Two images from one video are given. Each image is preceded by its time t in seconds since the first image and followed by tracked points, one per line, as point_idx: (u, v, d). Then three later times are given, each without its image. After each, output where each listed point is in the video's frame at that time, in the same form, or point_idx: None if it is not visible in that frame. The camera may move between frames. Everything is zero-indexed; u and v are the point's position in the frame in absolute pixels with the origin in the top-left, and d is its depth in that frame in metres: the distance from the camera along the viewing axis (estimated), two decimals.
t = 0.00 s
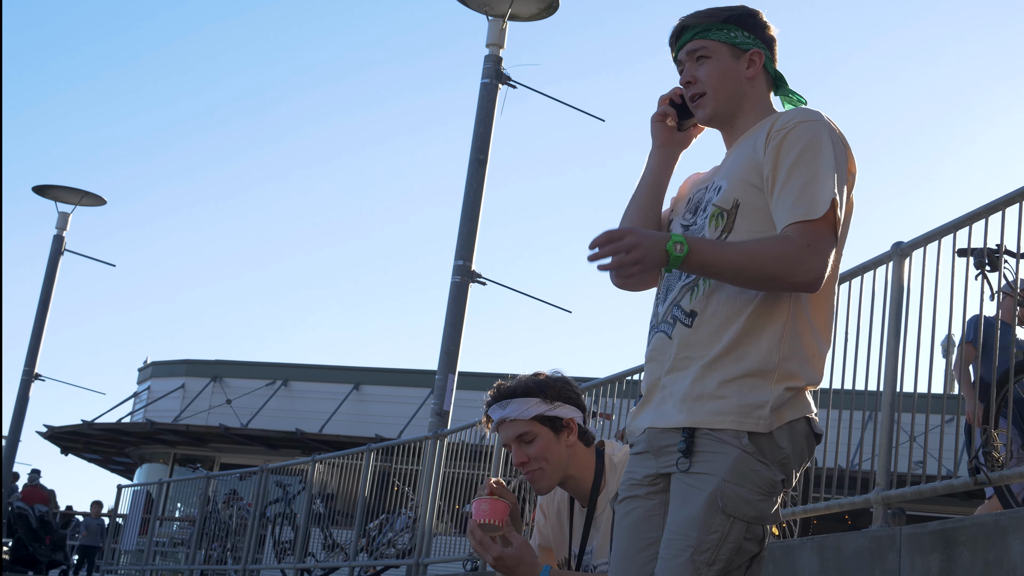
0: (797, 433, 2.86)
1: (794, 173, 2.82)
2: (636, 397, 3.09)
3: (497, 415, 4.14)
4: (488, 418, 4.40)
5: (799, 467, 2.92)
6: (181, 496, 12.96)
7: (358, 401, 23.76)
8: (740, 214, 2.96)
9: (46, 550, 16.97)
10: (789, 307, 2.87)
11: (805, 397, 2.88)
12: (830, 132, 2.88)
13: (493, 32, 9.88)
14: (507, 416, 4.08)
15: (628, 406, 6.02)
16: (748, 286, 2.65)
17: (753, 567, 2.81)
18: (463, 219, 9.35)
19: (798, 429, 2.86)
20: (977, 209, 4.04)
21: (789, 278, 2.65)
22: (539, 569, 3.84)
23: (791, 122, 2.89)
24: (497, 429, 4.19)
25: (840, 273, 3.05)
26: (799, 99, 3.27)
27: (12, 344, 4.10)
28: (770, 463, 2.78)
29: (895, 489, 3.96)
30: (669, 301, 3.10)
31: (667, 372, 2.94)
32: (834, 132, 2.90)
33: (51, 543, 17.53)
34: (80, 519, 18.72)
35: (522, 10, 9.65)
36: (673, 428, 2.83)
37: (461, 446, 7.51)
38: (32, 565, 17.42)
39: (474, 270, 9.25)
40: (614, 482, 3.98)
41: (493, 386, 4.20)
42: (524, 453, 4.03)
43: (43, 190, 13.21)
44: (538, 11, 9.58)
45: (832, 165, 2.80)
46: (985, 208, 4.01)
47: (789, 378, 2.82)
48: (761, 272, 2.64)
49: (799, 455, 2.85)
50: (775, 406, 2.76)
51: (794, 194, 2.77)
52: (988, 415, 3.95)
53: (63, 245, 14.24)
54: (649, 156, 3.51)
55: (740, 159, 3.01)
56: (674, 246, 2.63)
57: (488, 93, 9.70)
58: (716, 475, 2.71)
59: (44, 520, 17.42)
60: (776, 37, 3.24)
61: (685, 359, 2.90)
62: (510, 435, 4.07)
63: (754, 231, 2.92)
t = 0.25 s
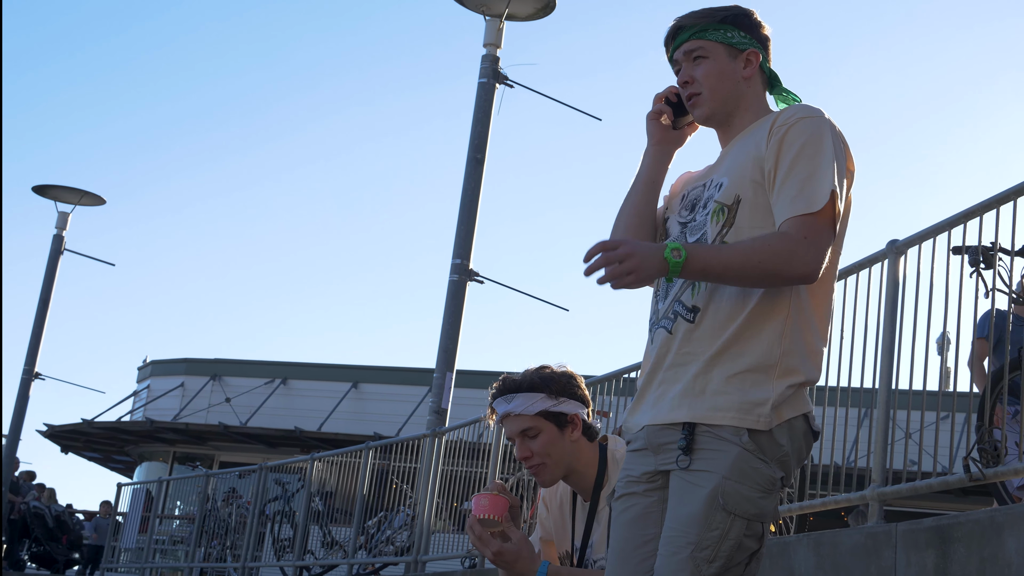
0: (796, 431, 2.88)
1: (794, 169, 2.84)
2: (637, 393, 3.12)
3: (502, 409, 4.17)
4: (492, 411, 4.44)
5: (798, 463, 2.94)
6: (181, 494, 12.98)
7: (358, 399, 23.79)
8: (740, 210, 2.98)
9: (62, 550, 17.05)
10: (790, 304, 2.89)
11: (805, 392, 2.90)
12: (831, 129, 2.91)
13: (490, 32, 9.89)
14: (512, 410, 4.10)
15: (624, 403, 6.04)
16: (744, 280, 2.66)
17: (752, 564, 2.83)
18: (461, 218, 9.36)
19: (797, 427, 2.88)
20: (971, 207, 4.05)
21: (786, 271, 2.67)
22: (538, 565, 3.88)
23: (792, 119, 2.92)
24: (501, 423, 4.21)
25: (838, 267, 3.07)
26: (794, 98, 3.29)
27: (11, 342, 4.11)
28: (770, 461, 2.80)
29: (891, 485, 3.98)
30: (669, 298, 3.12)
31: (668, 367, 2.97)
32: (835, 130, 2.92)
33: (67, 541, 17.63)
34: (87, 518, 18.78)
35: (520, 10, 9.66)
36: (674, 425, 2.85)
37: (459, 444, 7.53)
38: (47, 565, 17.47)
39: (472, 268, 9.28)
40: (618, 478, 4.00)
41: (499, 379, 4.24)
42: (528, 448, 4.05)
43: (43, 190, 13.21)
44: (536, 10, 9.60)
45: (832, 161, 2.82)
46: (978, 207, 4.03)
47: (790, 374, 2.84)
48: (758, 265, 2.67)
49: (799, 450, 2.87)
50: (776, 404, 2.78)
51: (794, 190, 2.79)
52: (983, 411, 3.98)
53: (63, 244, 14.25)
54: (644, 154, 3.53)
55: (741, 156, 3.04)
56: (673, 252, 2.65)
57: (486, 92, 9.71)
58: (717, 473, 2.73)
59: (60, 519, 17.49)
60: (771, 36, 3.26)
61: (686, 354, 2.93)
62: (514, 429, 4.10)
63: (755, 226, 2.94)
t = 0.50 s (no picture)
0: (796, 429, 2.88)
1: (794, 167, 2.85)
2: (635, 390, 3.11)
3: (506, 404, 4.17)
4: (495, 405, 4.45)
5: (797, 461, 2.95)
6: (180, 493, 12.98)
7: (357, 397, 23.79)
8: (740, 207, 2.97)
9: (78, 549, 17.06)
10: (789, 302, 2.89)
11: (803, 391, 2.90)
12: (832, 130, 2.91)
13: (488, 30, 9.89)
14: (516, 406, 4.10)
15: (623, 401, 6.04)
16: (767, 316, 2.59)
17: (751, 563, 2.82)
18: (460, 216, 9.36)
19: (797, 425, 2.89)
20: (971, 205, 4.05)
21: (796, 281, 2.64)
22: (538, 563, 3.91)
23: (792, 117, 2.93)
24: (505, 418, 4.22)
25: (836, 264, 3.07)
26: (793, 98, 3.29)
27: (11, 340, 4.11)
28: (769, 459, 2.80)
29: (889, 483, 3.98)
30: (668, 295, 3.12)
31: (668, 365, 2.97)
32: (835, 130, 2.93)
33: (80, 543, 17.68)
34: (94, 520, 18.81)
35: (518, 8, 9.66)
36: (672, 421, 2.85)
37: (458, 442, 7.53)
38: (58, 564, 17.48)
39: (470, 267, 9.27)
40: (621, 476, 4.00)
41: (504, 374, 4.25)
42: (532, 444, 4.07)
43: (42, 188, 13.22)
44: (534, 9, 9.60)
45: (832, 159, 2.83)
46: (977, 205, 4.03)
47: (789, 371, 2.85)
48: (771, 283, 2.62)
49: (796, 449, 2.88)
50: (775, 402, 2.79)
51: (793, 187, 2.80)
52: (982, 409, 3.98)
53: (62, 242, 14.25)
54: (644, 153, 3.53)
55: (741, 154, 3.04)
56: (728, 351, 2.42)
57: (484, 91, 9.72)
58: (716, 471, 2.73)
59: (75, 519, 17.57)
60: (770, 36, 3.26)
61: (686, 352, 2.93)
62: (518, 425, 4.12)
63: (754, 224, 2.94)
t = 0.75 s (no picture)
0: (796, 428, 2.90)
1: (798, 169, 2.86)
2: (634, 389, 3.11)
3: (507, 400, 4.16)
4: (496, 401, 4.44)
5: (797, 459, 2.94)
6: (179, 492, 12.98)
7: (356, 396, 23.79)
8: (741, 207, 2.97)
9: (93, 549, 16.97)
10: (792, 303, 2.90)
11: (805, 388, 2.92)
12: (834, 129, 2.92)
13: (487, 29, 9.88)
14: (519, 402, 4.10)
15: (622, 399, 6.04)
16: (804, 336, 2.64)
17: (751, 562, 2.81)
18: (459, 215, 9.36)
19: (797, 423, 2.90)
20: (970, 202, 4.05)
21: (821, 292, 2.67)
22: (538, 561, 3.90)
23: (793, 116, 2.92)
24: (507, 414, 4.22)
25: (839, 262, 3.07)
26: (791, 95, 3.29)
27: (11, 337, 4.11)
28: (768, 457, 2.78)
29: (889, 481, 3.97)
30: (669, 294, 3.12)
31: (670, 365, 2.96)
32: (835, 128, 2.94)
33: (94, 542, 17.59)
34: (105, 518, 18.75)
35: (516, 6, 9.66)
36: (673, 420, 2.85)
37: (458, 440, 7.53)
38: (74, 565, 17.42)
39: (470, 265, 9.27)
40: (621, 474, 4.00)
41: (506, 370, 4.24)
42: (533, 440, 4.05)
43: (41, 187, 13.21)
44: (533, 8, 9.60)
45: (835, 159, 2.83)
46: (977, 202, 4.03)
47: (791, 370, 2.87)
48: (801, 298, 2.66)
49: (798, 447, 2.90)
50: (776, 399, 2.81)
51: (799, 191, 2.81)
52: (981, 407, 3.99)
53: (61, 241, 14.24)
54: (643, 152, 3.53)
55: (741, 152, 3.04)
56: (794, 379, 2.55)
57: (483, 89, 9.71)
58: (714, 469, 2.73)
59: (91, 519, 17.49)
60: (768, 33, 3.26)
61: (687, 351, 2.92)
62: (520, 421, 4.11)
63: (757, 224, 2.94)
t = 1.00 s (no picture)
0: (797, 426, 2.91)
1: (796, 168, 2.86)
2: (636, 389, 3.11)
3: (509, 395, 4.16)
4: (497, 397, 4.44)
5: (797, 459, 2.96)
6: (179, 490, 12.98)
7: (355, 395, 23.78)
8: (742, 207, 2.97)
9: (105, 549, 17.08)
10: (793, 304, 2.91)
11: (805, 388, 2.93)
12: (833, 130, 2.92)
13: (487, 27, 9.88)
14: (520, 398, 4.10)
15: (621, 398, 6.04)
16: (771, 329, 2.64)
17: (752, 561, 2.81)
18: (458, 214, 9.36)
19: (798, 422, 2.91)
20: (970, 201, 4.05)
21: (803, 289, 2.67)
22: (537, 560, 3.89)
23: (795, 117, 2.92)
24: (508, 409, 4.21)
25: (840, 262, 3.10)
26: (792, 93, 3.29)
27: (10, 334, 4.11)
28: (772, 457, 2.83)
29: (889, 480, 3.95)
30: (670, 294, 3.12)
31: (671, 366, 2.97)
32: (836, 129, 2.94)
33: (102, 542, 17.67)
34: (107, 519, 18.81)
35: (516, 5, 9.66)
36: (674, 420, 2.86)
37: (457, 439, 7.53)
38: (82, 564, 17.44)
39: (469, 264, 9.27)
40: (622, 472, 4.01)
41: (509, 367, 4.24)
42: (535, 436, 4.05)
43: (41, 186, 13.20)
44: (532, 6, 9.60)
45: (834, 159, 2.84)
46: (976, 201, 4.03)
47: (792, 370, 2.87)
48: (781, 293, 2.66)
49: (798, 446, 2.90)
50: (778, 398, 2.81)
51: (797, 191, 2.82)
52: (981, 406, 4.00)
53: (61, 240, 14.23)
54: (644, 150, 3.53)
55: (742, 153, 3.04)
56: (733, 361, 2.60)
57: (483, 88, 9.71)
58: (717, 468, 2.73)
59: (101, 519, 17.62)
60: (768, 32, 3.26)
61: (688, 351, 2.93)
62: (521, 417, 4.10)
63: (757, 225, 2.94)
